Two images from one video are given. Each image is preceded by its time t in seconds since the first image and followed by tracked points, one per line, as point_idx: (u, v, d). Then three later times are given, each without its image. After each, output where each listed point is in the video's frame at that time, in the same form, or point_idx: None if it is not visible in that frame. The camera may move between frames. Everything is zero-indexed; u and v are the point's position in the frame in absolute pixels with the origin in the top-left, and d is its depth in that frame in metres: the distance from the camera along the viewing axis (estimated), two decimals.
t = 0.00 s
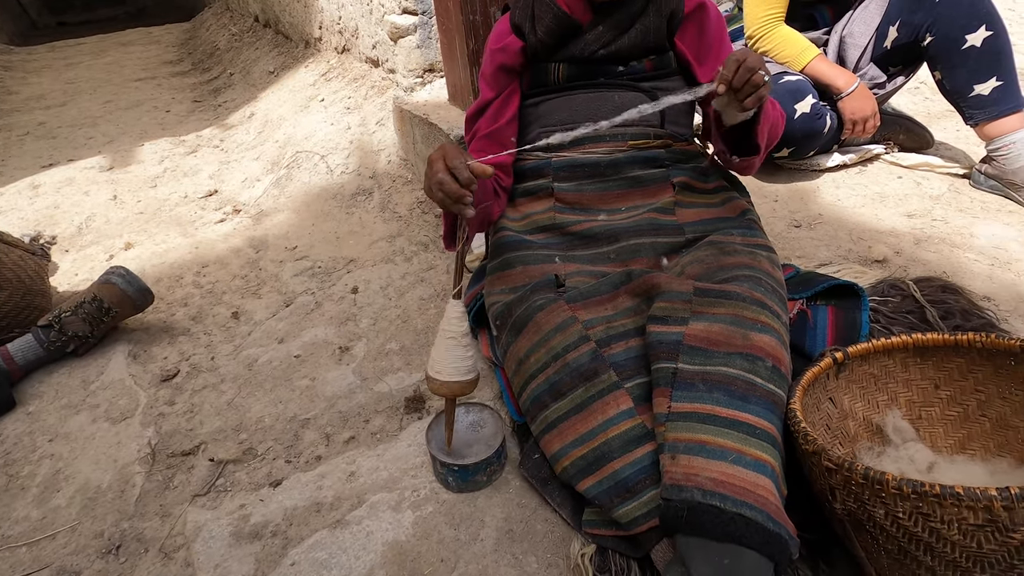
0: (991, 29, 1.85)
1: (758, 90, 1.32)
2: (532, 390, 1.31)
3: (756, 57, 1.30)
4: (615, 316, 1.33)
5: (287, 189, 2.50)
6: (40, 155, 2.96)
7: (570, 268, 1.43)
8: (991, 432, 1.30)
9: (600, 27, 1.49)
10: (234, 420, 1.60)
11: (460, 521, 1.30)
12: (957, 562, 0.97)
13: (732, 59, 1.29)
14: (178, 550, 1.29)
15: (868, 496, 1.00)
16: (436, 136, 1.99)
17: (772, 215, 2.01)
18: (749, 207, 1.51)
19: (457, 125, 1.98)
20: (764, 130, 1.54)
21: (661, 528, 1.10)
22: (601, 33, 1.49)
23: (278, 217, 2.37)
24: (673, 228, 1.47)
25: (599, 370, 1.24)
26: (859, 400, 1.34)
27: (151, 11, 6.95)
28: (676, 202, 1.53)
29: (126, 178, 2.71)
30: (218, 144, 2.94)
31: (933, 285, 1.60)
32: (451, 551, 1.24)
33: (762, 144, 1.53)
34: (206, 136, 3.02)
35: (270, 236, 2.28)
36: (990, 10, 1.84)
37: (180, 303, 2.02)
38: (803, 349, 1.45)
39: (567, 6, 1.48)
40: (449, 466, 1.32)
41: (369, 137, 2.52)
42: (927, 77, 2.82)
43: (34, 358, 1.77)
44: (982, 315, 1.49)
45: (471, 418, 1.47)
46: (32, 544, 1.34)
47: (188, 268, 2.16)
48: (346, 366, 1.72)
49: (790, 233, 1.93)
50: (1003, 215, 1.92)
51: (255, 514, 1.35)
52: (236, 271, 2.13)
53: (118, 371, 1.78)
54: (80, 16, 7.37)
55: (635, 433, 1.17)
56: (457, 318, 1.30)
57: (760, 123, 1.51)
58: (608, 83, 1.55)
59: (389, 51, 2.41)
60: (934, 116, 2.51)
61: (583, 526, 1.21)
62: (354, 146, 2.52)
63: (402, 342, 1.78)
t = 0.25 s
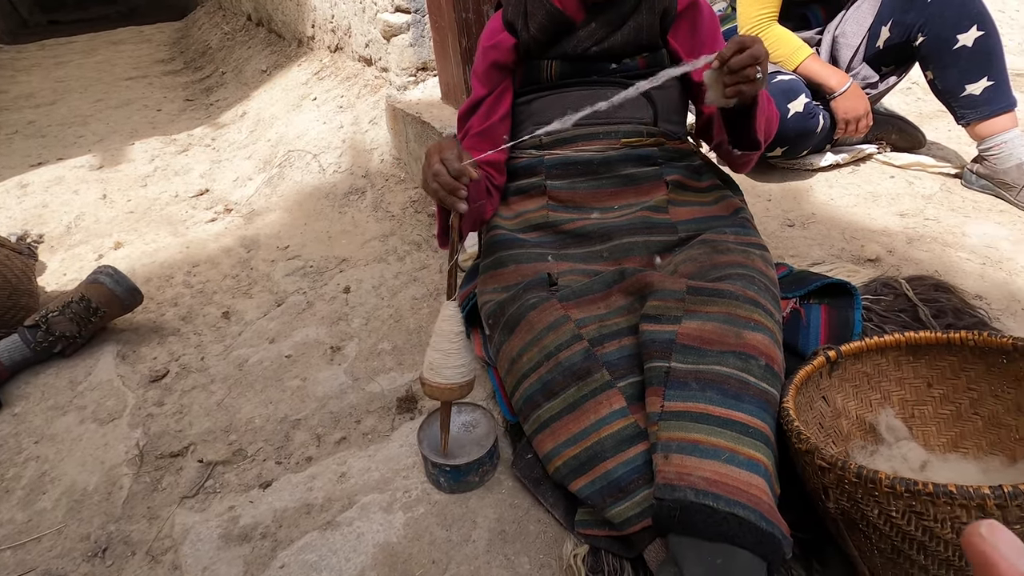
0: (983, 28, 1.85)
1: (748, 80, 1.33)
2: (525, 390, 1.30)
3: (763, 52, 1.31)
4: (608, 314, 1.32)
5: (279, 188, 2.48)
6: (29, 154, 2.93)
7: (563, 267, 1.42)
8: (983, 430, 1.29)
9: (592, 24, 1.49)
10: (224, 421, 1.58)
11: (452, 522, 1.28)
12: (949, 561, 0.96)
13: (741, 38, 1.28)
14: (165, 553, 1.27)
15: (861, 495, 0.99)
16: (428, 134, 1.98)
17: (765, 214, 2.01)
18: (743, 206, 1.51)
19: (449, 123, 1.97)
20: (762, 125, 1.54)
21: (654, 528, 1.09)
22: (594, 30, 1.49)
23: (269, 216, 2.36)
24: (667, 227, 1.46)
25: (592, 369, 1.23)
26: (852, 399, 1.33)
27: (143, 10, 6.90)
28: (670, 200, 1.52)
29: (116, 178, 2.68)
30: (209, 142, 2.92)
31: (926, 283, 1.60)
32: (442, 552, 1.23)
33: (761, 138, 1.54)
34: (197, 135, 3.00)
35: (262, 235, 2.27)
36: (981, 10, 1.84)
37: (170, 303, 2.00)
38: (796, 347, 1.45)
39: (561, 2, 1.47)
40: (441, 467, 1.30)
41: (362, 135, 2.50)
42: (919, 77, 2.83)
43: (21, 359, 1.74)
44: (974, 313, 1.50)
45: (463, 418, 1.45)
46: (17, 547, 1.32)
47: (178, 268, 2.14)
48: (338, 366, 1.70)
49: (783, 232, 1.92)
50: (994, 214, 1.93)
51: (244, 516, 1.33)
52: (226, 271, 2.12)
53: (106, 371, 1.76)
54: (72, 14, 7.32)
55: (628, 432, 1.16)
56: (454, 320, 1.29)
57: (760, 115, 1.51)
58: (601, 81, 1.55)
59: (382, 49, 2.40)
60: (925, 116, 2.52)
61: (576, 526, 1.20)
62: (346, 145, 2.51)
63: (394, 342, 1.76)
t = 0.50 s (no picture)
0: (976, 29, 1.85)
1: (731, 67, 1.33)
2: (521, 390, 1.29)
3: (761, 45, 1.29)
4: (604, 314, 1.31)
5: (272, 187, 2.47)
6: (19, 153, 2.90)
7: (559, 267, 1.41)
8: (978, 430, 1.29)
9: (587, 23, 1.48)
10: (216, 423, 1.56)
11: (447, 524, 1.27)
12: (945, 561, 0.96)
13: (742, 23, 1.26)
14: (156, 557, 1.25)
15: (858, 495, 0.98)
16: (423, 134, 1.97)
17: (760, 214, 2.01)
18: (738, 205, 1.50)
19: (444, 123, 1.96)
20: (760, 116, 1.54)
21: (650, 529, 1.08)
22: (589, 28, 1.48)
23: (263, 216, 2.34)
24: (662, 226, 1.46)
25: (588, 369, 1.22)
26: (848, 399, 1.33)
27: (136, 9, 6.86)
28: (665, 199, 1.51)
29: (107, 177, 2.66)
30: (202, 142, 2.90)
31: (920, 283, 1.60)
32: (437, 555, 1.21)
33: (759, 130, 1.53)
34: (190, 135, 2.98)
35: (255, 235, 2.25)
36: (974, 11, 1.84)
37: (162, 303, 1.98)
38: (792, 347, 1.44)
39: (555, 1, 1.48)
40: (436, 468, 1.29)
41: (356, 135, 2.49)
42: (912, 78, 2.83)
43: (10, 360, 1.72)
44: (969, 313, 1.49)
45: (458, 419, 1.44)
46: (5, 552, 1.30)
47: (170, 268, 2.12)
48: (332, 367, 1.69)
49: (779, 232, 1.92)
50: (987, 215, 1.93)
51: (237, 519, 1.32)
52: (219, 271, 2.10)
53: (97, 373, 1.74)
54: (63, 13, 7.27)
55: (624, 433, 1.15)
56: (448, 321, 1.27)
57: (759, 105, 1.51)
58: (596, 80, 1.54)
59: (376, 49, 2.38)
60: (919, 117, 2.52)
61: (572, 528, 1.19)
62: (341, 145, 2.49)
63: (388, 342, 1.75)
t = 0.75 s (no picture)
0: (967, 32, 1.87)
1: (713, 55, 1.34)
2: (516, 391, 1.29)
3: (749, 46, 1.32)
4: (599, 315, 1.32)
5: (267, 188, 2.46)
6: (12, 153, 2.89)
7: (553, 267, 1.42)
8: (969, 430, 1.30)
9: (582, 24, 1.48)
10: (211, 424, 1.56)
11: (442, 525, 1.27)
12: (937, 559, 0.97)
13: (737, 19, 1.30)
14: (150, 559, 1.25)
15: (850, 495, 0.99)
16: (418, 135, 1.97)
17: (754, 215, 2.02)
18: (732, 206, 1.51)
19: (439, 124, 1.96)
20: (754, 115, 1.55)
21: (645, 529, 1.09)
22: (584, 29, 1.48)
23: (257, 217, 2.33)
24: (657, 228, 1.47)
25: (582, 370, 1.23)
26: (840, 399, 1.34)
27: (130, 9, 6.84)
28: (660, 200, 1.52)
29: (100, 178, 2.65)
30: (196, 142, 2.89)
31: (912, 284, 1.61)
32: (432, 556, 1.22)
33: (751, 128, 1.53)
34: (184, 135, 2.97)
35: (250, 236, 2.24)
36: (965, 14, 1.85)
37: (156, 304, 1.97)
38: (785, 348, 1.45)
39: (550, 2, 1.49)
40: (432, 469, 1.29)
41: (351, 136, 2.49)
42: (904, 80, 2.86)
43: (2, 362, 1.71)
44: (959, 314, 1.51)
45: (454, 420, 1.45)
46: None
47: (164, 269, 2.12)
48: (327, 368, 1.69)
49: (772, 233, 1.93)
50: (978, 216, 1.95)
51: (231, 521, 1.31)
52: (213, 272, 2.09)
53: (90, 375, 1.73)
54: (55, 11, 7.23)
55: (618, 433, 1.16)
56: (446, 320, 1.28)
57: (752, 104, 1.52)
58: (591, 81, 1.55)
59: (371, 49, 2.38)
60: (911, 119, 2.54)
61: (567, 528, 1.19)
62: (336, 146, 2.49)
63: (384, 343, 1.75)
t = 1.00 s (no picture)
0: (959, 34, 1.88)
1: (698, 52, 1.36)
2: (512, 391, 1.29)
3: (740, 50, 1.33)
4: (595, 316, 1.32)
5: (262, 189, 2.45)
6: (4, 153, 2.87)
7: (549, 268, 1.42)
8: (962, 429, 1.31)
9: (577, 26, 1.49)
10: (205, 426, 1.55)
11: (438, 526, 1.27)
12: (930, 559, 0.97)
13: (732, 21, 1.30)
14: (144, 562, 1.24)
15: (844, 495, 0.99)
16: (414, 135, 1.97)
17: (749, 216, 2.03)
18: (727, 208, 1.52)
19: (435, 125, 1.96)
20: (749, 118, 1.56)
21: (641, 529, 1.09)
22: (579, 31, 1.49)
23: (252, 217, 2.33)
24: (652, 229, 1.47)
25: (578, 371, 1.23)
26: (834, 399, 1.35)
27: (124, 7, 6.80)
28: (655, 202, 1.53)
29: (93, 178, 2.64)
30: (190, 143, 2.88)
31: (906, 284, 1.62)
32: (428, 557, 1.21)
33: (745, 130, 1.54)
34: (178, 135, 2.95)
35: (244, 237, 2.23)
36: (957, 16, 1.87)
37: (150, 306, 1.96)
38: (780, 348, 1.46)
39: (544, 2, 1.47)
40: (428, 471, 1.29)
41: (346, 136, 2.48)
42: (898, 82, 2.87)
43: None
44: (952, 314, 1.52)
45: (449, 421, 1.45)
46: None
47: (158, 270, 2.11)
48: (322, 369, 1.68)
49: (767, 234, 1.94)
50: (970, 217, 1.96)
51: (226, 523, 1.31)
52: (208, 273, 2.08)
53: (83, 377, 1.72)
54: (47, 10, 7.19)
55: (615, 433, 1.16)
56: (439, 322, 1.27)
57: (748, 106, 1.53)
58: (587, 82, 1.54)
59: (367, 50, 2.38)
60: (904, 120, 2.56)
61: (563, 529, 1.19)
62: (331, 146, 2.48)
63: (379, 345, 1.75)
